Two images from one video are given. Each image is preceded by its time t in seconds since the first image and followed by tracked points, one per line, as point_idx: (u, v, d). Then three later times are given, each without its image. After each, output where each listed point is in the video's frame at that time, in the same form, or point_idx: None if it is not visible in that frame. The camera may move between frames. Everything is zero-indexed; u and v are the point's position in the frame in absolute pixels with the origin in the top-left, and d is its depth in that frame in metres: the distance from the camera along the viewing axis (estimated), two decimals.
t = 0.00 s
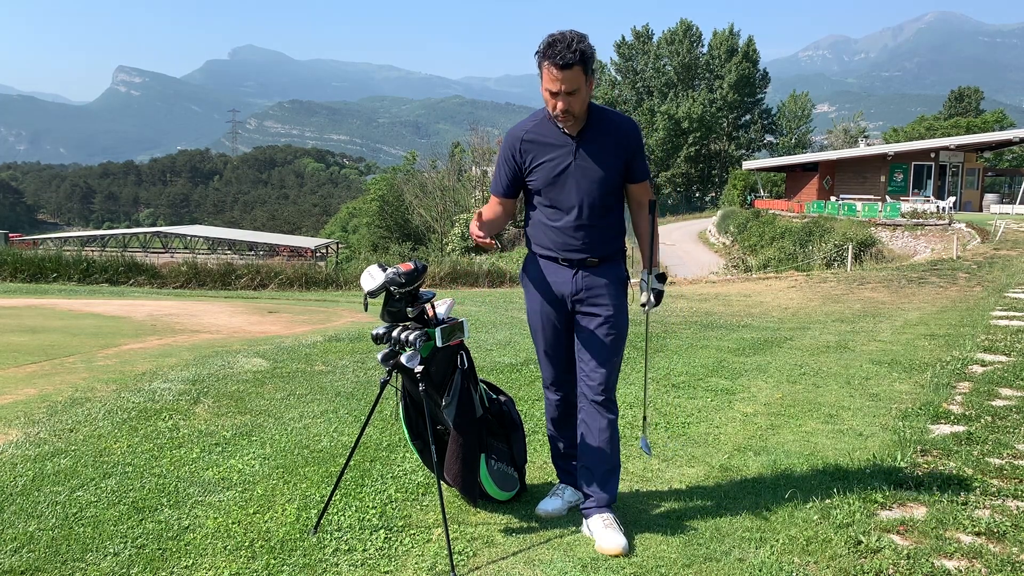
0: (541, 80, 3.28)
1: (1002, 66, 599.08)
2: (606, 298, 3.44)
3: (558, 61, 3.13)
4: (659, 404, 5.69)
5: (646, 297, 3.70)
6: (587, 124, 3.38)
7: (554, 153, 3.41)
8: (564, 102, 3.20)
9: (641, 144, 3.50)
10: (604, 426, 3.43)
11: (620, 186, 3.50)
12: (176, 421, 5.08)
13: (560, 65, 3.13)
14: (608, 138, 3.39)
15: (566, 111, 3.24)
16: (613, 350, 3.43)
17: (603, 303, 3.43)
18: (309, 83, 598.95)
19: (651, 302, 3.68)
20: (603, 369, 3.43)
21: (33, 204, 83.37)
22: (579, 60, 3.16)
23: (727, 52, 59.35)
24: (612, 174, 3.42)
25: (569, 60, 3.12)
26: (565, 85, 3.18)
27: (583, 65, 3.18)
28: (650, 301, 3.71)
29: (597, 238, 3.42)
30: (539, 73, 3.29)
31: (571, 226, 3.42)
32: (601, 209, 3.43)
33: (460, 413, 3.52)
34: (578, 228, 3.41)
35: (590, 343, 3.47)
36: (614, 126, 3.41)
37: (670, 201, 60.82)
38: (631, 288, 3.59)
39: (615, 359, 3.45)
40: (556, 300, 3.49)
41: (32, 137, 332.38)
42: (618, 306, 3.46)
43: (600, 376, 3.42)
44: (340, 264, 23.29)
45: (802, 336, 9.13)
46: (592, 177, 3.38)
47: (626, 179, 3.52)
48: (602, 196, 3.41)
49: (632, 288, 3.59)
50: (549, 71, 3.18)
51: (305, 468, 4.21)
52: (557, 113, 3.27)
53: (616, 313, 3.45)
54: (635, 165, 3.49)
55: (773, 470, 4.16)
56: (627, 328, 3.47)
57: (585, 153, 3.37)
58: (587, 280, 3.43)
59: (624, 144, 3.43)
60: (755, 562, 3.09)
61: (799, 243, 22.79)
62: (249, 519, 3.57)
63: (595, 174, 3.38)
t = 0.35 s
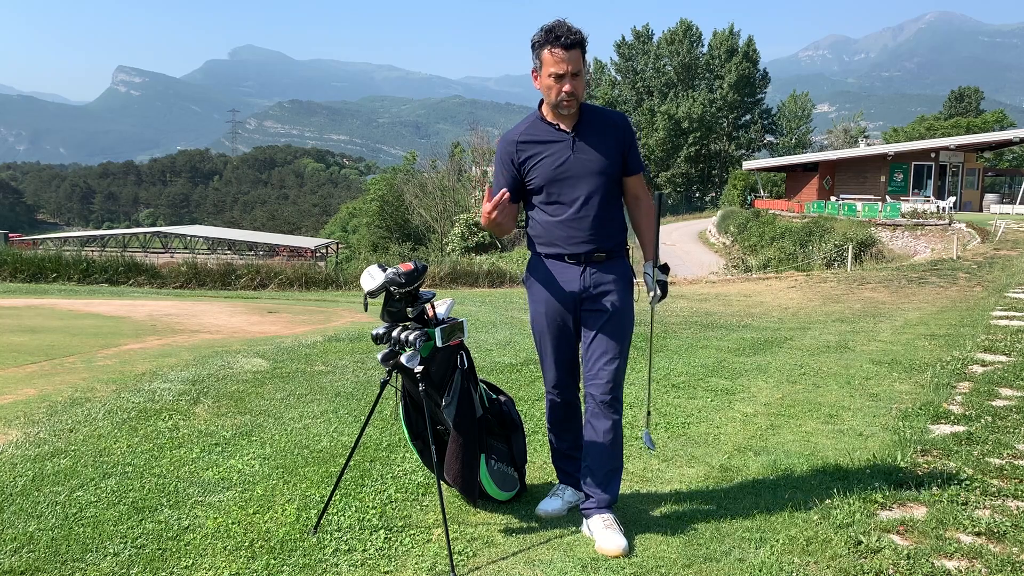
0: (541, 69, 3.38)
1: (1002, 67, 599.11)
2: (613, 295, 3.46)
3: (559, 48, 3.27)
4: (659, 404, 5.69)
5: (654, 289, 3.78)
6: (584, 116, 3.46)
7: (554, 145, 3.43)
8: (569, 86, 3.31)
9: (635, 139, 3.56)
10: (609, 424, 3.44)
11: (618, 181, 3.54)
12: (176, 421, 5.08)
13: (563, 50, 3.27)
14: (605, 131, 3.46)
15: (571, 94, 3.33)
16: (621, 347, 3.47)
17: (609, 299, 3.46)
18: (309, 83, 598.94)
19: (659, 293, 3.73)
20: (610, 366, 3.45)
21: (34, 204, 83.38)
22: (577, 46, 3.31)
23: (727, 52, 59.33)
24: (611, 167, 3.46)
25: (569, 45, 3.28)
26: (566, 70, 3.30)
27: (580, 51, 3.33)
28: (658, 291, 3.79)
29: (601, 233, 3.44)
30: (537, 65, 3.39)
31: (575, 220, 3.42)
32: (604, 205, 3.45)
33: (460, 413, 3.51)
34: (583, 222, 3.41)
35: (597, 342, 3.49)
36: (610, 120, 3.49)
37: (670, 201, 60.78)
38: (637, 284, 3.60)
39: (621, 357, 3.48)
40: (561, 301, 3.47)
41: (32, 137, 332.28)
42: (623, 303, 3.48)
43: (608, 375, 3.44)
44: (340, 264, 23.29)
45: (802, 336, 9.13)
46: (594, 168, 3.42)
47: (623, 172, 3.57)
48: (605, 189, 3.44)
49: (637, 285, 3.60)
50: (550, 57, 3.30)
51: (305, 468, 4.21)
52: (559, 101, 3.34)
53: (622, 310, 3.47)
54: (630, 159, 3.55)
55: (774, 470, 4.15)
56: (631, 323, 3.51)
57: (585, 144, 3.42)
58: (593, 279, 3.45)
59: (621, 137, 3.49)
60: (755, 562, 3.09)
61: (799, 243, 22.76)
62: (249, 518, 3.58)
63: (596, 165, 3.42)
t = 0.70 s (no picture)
0: (541, 66, 3.39)
1: (1002, 67, 599.15)
2: (617, 290, 3.48)
3: (563, 44, 3.30)
4: (659, 404, 5.69)
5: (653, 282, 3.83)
6: (582, 115, 3.48)
7: (557, 143, 3.41)
8: (572, 82, 3.30)
9: (631, 136, 3.60)
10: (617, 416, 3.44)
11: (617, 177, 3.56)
12: (176, 421, 5.09)
13: (565, 47, 3.30)
14: (603, 128, 3.48)
15: (572, 88, 3.34)
16: (627, 341, 3.48)
17: (614, 294, 3.48)
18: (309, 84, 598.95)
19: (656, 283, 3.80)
20: (616, 359, 3.46)
21: (34, 204, 83.45)
22: (577, 43, 3.34)
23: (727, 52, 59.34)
24: (612, 164, 3.48)
25: (572, 42, 3.31)
26: (568, 66, 3.31)
27: (580, 48, 3.38)
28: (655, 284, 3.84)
29: (604, 231, 3.46)
30: (537, 62, 3.41)
31: (579, 218, 3.42)
32: (607, 204, 3.48)
33: (460, 412, 3.51)
34: (588, 220, 3.42)
35: (602, 335, 3.51)
36: (607, 116, 3.51)
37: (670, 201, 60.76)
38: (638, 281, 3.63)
39: (627, 349, 3.49)
40: (567, 298, 3.48)
41: (32, 137, 332.32)
42: (628, 297, 3.51)
43: (614, 367, 3.45)
44: (340, 264, 23.27)
45: (802, 336, 9.14)
46: (597, 165, 3.42)
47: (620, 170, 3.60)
48: (608, 186, 3.46)
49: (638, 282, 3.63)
50: (553, 55, 3.32)
51: (305, 468, 4.21)
52: (561, 98, 3.34)
53: (626, 304, 3.50)
54: (627, 156, 3.58)
55: (773, 470, 4.16)
56: (635, 317, 3.53)
57: (587, 143, 3.43)
58: (598, 276, 3.46)
59: (618, 135, 3.53)
60: (755, 562, 3.09)
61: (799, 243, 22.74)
62: (249, 518, 3.58)
63: (599, 161, 3.43)
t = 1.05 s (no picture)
0: (545, 73, 3.38)
1: (1002, 67, 599.16)
2: (620, 291, 3.50)
3: (567, 53, 3.25)
4: (659, 404, 5.69)
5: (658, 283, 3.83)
6: (588, 119, 3.47)
7: (560, 145, 3.43)
8: (571, 92, 3.29)
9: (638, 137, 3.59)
10: (625, 410, 3.52)
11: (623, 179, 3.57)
12: (177, 421, 5.09)
13: (568, 56, 3.25)
14: (609, 130, 3.48)
15: (572, 100, 3.31)
16: (633, 340, 3.49)
17: (616, 295, 3.50)
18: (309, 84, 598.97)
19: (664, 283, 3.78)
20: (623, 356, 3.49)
21: (34, 204, 83.47)
22: (583, 50, 3.29)
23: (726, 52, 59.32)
24: (615, 166, 3.48)
25: (576, 52, 3.26)
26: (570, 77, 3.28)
27: (586, 56, 3.32)
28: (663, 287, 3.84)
29: (607, 232, 3.47)
30: (542, 68, 3.38)
31: (582, 220, 3.44)
32: (612, 206, 3.49)
33: (460, 412, 3.50)
34: (591, 222, 3.44)
35: (607, 336, 3.53)
36: (613, 119, 3.51)
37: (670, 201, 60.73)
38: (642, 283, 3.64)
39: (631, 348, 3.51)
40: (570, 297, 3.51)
41: (32, 137, 332.49)
42: (632, 298, 3.52)
43: (623, 366, 3.47)
44: (340, 265, 23.25)
45: (802, 336, 9.13)
46: (601, 169, 3.42)
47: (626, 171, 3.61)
48: (612, 190, 3.47)
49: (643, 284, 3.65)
50: (557, 63, 3.28)
51: (305, 468, 4.21)
52: (562, 105, 3.34)
53: (630, 303, 3.50)
54: (632, 159, 3.59)
55: (773, 470, 4.16)
56: (641, 317, 3.53)
57: (591, 148, 3.42)
58: (601, 275, 3.48)
59: (624, 137, 3.52)
60: (755, 562, 3.09)
61: (799, 243, 22.72)
62: (250, 518, 3.58)
63: (602, 166, 3.43)
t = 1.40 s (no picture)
0: (571, 82, 3.40)
1: (1002, 66, 599.21)
2: (624, 299, 3.56)
3: (590, 63, 3.26)
4: (659, 404, 5.70)
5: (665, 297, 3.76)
6: (611, 127, 3.49)
7: (580, 154, 3.49)
8: (590, 105, 3.32)
9: (665, 150, 3.56)
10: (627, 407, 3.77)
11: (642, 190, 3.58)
12: (176, 421, 5.09)
13: (590, 69, 3.25)
14: (632, 142, 3.47)
15: (592, 112, 3.35)
16: (630, 347, 3.63)
17: (620, 302, 3.56)
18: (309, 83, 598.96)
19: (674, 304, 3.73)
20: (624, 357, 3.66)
21: (34, 204, 83.49)
22: (608, 65, 3.28)
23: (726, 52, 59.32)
24: (633, 179, 3.50)
25: (600, 64, 3.25)
26: (594, 89, 3.30)
27: (611, 68, 3.31)
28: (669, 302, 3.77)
29: (616, 239, 3.51)
30: (569, 75, 3.41)
31: (592, 227, 3.50)
32: (625, 215, 3.52)
33: (460, 412, 3.51)
34: (601, 228, 3.49)
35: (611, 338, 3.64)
36: (638, 131, 3.49)
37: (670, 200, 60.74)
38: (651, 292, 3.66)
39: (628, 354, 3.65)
40: (574, 300, 3.57)
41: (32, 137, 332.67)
42: (635, 308, 3.59)
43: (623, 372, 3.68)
44: (340, 264, 23.24)
45: (802, 336, 9.13)
46: (615, 178, 3.46)
47: (648, 183, 3.59)
48: (625, 199, 3.49)
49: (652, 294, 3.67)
50: (579, 73, 3.30)
51: (305, 468, 4.21)
52: (583, 115, 3.38)
53: (632, 312, 3.58)
54: (656, 170, 3.56)
55: (773, 470, 4.16)
56: (643, 327, 3.62)
57: (609, 157, 3.46)
58: (605, 282, 3.53)
59: (647, 149, 3.50)
60: (755, 562, 3.09)
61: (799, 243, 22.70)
62: (250, 519, 3.58)
63: (616, 176, 3.46)
